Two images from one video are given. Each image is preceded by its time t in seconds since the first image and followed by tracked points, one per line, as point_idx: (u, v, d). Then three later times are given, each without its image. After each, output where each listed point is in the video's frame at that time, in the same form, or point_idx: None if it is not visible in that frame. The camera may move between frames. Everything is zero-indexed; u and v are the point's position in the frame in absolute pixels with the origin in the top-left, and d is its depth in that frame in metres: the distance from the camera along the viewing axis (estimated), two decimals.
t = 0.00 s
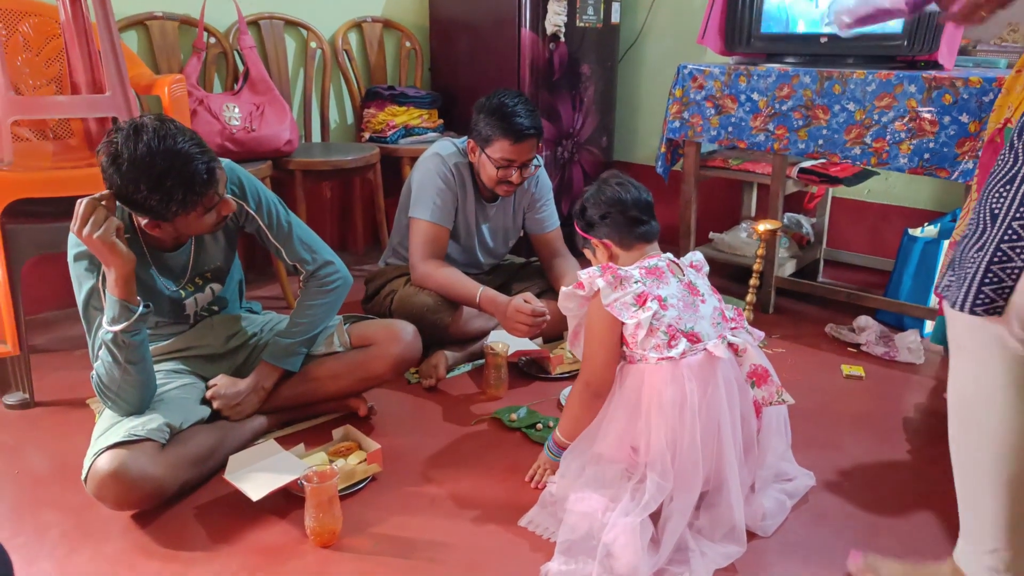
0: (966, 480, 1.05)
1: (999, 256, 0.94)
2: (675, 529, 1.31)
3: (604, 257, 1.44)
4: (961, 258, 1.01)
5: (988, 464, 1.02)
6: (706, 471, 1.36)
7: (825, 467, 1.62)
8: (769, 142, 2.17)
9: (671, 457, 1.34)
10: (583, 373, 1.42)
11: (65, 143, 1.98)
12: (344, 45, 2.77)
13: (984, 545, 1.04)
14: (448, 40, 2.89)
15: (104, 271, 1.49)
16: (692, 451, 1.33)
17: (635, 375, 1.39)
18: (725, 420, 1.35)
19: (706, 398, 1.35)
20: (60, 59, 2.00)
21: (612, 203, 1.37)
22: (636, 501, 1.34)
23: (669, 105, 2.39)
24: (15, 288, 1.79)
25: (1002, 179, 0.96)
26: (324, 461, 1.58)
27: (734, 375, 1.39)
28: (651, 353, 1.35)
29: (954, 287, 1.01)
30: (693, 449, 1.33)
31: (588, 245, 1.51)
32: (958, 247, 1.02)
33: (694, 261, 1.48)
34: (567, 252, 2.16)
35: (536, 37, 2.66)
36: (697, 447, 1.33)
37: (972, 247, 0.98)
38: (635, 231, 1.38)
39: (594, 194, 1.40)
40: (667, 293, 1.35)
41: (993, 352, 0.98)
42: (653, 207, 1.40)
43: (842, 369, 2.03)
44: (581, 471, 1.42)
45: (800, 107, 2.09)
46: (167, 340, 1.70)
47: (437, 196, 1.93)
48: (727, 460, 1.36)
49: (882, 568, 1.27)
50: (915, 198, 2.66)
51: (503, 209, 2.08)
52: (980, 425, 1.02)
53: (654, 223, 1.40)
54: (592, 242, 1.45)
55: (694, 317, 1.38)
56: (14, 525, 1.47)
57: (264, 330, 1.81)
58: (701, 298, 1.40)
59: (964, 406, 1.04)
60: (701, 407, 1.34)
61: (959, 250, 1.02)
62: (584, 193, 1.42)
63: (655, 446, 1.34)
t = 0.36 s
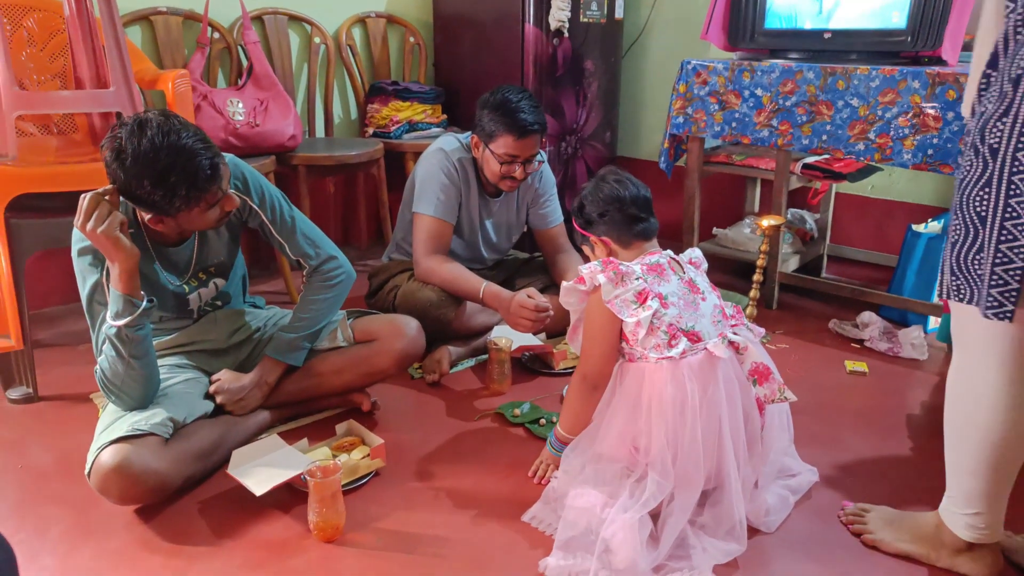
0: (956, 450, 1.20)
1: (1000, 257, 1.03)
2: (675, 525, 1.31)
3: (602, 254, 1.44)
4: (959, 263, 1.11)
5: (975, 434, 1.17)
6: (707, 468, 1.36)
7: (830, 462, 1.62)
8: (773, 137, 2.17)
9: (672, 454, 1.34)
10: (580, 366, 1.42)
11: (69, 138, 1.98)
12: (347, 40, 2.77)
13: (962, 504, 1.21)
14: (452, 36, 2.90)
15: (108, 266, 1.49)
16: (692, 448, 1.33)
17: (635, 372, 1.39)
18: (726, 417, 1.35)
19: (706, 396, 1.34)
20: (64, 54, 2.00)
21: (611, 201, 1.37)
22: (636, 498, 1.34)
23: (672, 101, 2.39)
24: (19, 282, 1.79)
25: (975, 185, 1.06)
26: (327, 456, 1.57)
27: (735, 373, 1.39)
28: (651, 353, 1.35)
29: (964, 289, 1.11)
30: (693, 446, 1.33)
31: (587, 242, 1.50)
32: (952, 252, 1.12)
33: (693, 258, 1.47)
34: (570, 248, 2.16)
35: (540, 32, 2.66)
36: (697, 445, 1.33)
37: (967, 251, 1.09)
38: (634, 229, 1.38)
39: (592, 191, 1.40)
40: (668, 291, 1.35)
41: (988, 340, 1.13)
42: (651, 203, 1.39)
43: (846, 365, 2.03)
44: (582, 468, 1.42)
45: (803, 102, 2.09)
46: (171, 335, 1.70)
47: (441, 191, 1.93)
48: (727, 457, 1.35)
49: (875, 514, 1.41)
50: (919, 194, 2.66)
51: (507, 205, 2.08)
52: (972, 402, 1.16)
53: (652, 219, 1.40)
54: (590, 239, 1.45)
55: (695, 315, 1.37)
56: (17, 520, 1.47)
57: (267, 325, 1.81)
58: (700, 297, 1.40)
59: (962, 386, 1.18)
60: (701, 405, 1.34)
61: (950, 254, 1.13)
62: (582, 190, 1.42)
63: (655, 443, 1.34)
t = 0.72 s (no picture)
0: (952, 445, 1.20)
1: (948, 249, 1.09)
2: (676, 522, 1.31)
3: (602, 251, 1.44)
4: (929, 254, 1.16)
5: (972, 429, 1.17)
6: (708, 465, 1.36)
7: (833, 458, 1.62)
8: (776, 134, 2.17)
9: (673, 452, 1.34)
10: (580, 360, 1.41)
11: (72, 135, 1.98)
12: (351, 36, 2.77)
13: (961, 499, 1.22)
14: (455, 33, 2.90)
15: (111, 262, 1.49)
16: (692, 445, 1.33)
17: (635, 370, 1.39)
18: (726, 414, 1.35)
19: (706, 393, 1.34)
20: (68, 50, 2.00)
21: (610, 198, 1.36)
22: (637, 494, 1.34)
23: (676, 98, 2.38)
24: (22, 278, 1.80)
25: (947, 182, 1.12)
26: (330, 452, 1.58)
27: (734, 369, 1.39)
28: (651, 348, 1.34)
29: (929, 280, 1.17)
30: (693, 443, 1.33)
31: (586, 238, 1.50)
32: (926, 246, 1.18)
33: (694, 256, 1.46)
34: (574, 245, 2.16)
35: (543, 29, 2.66)
36: (698, 442, 1.33)
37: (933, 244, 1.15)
38: (633, 225, 1.38)
39: (591, 188, 1.39)
40: (669, 287, 1.35)
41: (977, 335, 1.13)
42: (650, 199, 1.39)
43: (849, 363, 2.03)
44: (583, 465, 1.42)
45: (807, 99, 2.09)
46: (174, 331, 1.70)
47: (443, 188, 1.93)
48: (728, 454, 1.35)
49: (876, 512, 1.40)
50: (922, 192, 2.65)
51: (510, 201, 2.08)
52: (967, 396, 1.17)
53: (652, 215, 1.40)
54: (590, 236, 1.45)
55: (695, 312, 1.37)
56: (20, 517, 1.47)
57: (270, 321, 1.81)
58: (701, 293, 1.40)
59: (956, 381, 1.18)
60: (701, 402, 1.34)
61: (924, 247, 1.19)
62: (581, 187, 1.41)
63: (656, 440, 1.34)
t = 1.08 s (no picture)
0: (957, 429, 1.20)
1: (972, 229, 1.11)
2: (679, 519, 1.31)
3: (607, 247, 1.43)
4: (935, 239, 1.17)
5: (977, 410, 1.16)
6: (711, 463, 1.36)
7: (836, 455, 1.62)
8: (778, 130, 2.16)
9: (676, 450, 1.34)
10: (584, 356, 1.40)
11: (73, 133, 1.98)
12: (352, 34, 2.77)
13: (968, 485, 1.21)
14: (456, 30, 2.89)
15: (114, 260, 1.49)
16: (696, 443, 1.33)
17: (638, 367, 1.39)
18: (729, 412, 1.35)
19: (710, 391, 1.34)
20: (68, 48, 1.99)
21: (615, 194, 1.36)
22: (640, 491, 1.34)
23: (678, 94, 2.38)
24: (24, 276, 1.80)
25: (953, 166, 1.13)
26: (332, 450, 1.58)
27: (737, 368, 1.39)
28: (653, 346, 1.35)
29: (936, 264, 1.17)
30: (696, 441, 1.33)
31: (591, 234, 1.49)
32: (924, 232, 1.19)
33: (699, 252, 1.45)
34: (575, 243, 2.15)
35: (544, 25, 2.65)
36: (701, 440, 1.33)
37: (945, 228, 1.15)
38: (638, 222, 1.38)
39: (595, 184, 1.39)
40: (672, 284, 1.34)
41: (985, 313, 1.14)
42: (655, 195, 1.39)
43: (851, 359, 2.03)
44: (586, 462, 1.42)
45: (809, 95, 2.09)
46: (176, 329, 1.70)
47: (444, 186, 1.93)
48: (732, 451, 1.35)
49: (878, 507, 1.40)
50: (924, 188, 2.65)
51: (511, 199, 2.08)
52: (973, 378, 1.17)
53: (657, 213, 1.40)
54: (594, 232, 1.44)
55: (698, 310, 1.36)
56: (24, 514, 1.47)
57: (272, 319, 1.81)
58: (706, 291, 1.38)
59: (962, 366, 1.18)
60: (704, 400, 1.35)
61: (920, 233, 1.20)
62: (586, 182, 1.41)
63: (659, 438, 1.34)
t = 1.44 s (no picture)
0: (974, 408, 1.25)
1: None
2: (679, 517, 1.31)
3: (610, 243, 1.43)
4: (994, 225, 1.15)
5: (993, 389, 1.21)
6: (712, 462, 1.36)
7: (837, 452, 1.62)
8: (780, 128, 2.16)
9: (677, 448, 1.34)
10: (584, 353, 1.40)
11: (75, 130, 1.98)
12: (353, 31, 2.77)
13: (983, 461, 1.26)
14: (458, 27, 2.89)
15: (116, 256, 1.49)
16: (697, 441, 1.33)
17: (639, 364, 1.39)
18: (731, 410, 1.35)
19: (712, 390, 1.34)
20: (70, 45, 1.99)
21: (620, 188, 1.36)
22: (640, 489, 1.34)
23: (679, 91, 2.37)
24: (27, 273, 1.80)
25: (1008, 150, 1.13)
26: (334, 447, 1.58)
27: (739, 368, 1.38)
28: (655, 346, 1.35)
29: (998, 250, 1.16)
30: (697, 439, 1.33)
31: (594, 229, 1.49)
32: (979, 217, 1.17)
33: (704, 250, 1.45)
34: (574, 235, 2.14)
35: (546, 22, 2.65)
36: (702, 439, 1.33)
37: (1008, 214, 1.14)
38: (643, 219, 1.38)
39: (600, 178, 1.39)
40: (675, 283, 1.35)
41: (996, 294, 1.19)
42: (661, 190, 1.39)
43: (852, 356, 2.03)
44: (587, 459, 1.43)
45: (811, 93, 2.08)
46: (178, 325, 1.70)
47: (441, 180, 1.94)
48: (733, 451, 1.35)
49: (890, 497, 1.40)
50: (925, 185, 2.65)
51: (507, 191, 2.08)
52: (990, 359, 1.21)
53: (663, 209, 1.40)
54: (598, 227, 1.44)
55: (701, 309, 1.38)
56: (27, 510, 1.47)
57: (274, 316, 1.81)
58: (709, 289, 1.41)
59: (974, 347, 1.23)
60: (705, 399, 1.34)
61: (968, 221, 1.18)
62: (592, 177, 1.41)
63: (660, 436, 1.34)
